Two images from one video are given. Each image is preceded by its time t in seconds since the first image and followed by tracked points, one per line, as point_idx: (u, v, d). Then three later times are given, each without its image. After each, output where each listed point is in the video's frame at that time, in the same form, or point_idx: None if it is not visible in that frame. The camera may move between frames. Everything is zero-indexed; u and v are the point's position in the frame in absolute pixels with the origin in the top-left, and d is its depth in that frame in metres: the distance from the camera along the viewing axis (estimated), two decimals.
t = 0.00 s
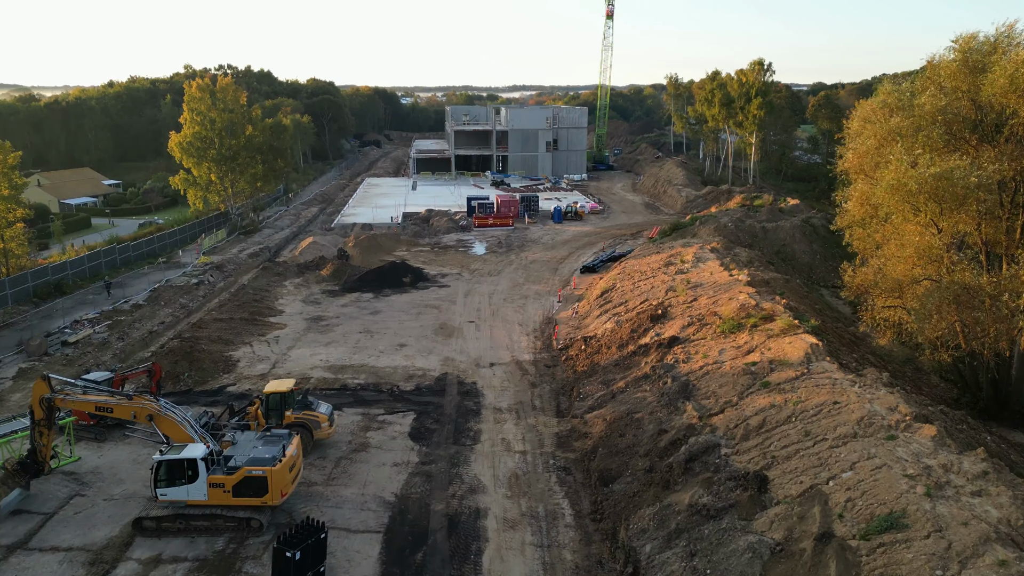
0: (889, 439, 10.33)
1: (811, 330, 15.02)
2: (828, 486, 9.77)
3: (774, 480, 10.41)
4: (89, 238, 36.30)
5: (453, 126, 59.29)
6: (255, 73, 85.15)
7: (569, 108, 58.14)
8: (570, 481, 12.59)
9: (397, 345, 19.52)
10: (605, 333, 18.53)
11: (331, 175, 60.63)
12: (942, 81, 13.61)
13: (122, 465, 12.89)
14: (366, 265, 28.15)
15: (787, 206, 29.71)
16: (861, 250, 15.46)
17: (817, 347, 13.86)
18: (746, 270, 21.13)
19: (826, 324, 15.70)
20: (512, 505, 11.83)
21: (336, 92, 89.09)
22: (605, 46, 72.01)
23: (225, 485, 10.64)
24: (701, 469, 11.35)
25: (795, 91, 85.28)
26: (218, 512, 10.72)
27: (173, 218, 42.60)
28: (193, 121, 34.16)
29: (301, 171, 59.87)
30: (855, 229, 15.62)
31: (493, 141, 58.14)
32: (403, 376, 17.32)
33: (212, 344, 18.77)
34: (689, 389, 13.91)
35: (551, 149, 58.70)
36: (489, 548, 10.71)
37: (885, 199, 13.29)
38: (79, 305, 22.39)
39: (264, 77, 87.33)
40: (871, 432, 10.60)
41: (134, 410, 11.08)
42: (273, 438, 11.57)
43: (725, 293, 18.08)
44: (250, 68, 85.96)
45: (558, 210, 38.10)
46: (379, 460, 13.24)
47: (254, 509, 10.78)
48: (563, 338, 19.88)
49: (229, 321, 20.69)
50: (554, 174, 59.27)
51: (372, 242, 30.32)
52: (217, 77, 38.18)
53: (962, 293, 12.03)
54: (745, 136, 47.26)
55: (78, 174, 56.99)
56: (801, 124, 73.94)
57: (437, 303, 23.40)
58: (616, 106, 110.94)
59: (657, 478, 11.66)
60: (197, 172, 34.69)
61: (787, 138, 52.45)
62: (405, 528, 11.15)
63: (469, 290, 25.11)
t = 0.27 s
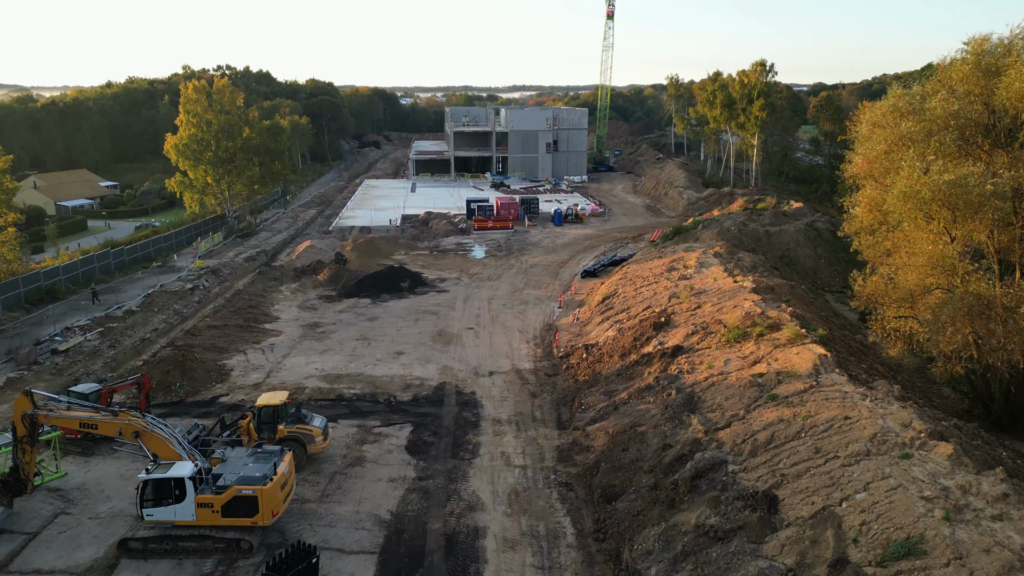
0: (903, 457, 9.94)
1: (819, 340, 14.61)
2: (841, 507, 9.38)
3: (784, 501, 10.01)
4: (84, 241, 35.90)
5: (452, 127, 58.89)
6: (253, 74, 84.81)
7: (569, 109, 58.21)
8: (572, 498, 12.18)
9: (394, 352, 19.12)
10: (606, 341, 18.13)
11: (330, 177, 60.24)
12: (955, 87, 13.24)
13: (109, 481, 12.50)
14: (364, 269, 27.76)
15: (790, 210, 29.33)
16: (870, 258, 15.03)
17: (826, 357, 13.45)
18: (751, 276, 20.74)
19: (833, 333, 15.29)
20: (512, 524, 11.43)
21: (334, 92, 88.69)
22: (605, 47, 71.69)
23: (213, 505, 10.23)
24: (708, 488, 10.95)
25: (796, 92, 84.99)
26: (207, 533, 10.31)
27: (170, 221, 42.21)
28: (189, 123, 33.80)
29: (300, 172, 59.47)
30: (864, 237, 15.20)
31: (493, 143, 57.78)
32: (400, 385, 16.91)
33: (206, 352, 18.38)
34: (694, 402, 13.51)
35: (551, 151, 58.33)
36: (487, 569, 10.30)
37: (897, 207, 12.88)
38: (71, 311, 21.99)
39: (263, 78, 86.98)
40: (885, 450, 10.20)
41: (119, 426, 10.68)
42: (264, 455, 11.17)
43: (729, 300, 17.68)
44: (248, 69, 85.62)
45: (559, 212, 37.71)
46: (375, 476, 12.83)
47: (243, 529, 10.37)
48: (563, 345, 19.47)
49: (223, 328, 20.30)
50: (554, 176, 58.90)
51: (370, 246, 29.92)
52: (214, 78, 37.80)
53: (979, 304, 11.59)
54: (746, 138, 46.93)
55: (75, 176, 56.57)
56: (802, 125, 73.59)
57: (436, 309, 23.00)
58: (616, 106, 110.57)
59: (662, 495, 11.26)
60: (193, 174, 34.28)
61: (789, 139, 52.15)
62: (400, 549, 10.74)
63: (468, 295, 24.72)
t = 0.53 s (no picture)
0: (919, 477, 9.54)
1: (827, 350, 14.21)
2: (855, 531, 8.99)
3: (795, 522, 9.62)
4: (79, 244, 35.47)
5: (451, 128, 58.47)
6: (252, 74, 84.39)
7: (569, 110, 57.85)
8: (573, 516, 11.79)
9: (392, 361, 18.73)
10: (608, 349, 17.73)
11: (328, 178, 59.85)
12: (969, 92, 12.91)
13: (96, 499, 12.10)
14: (362, 274, 27.37)
15: (794, 213, 28.93)
16: (879, 267, 14.63)
17: (835, 370, 13.05)
18: (755, 282, 20.34)
19: (841, 343, 14.88)
20: (512, 543, 11.04)
21: (334, 93, 88.27)
22: (605, 47, 71.25)
23: (201, 526, 9.83)
24: (715, 506, 10.56)
25: (797, 92, 84.65)
26: (194, 556, 9.91)
27: (166, 223, 41.82)
28: (185, 125, 33.41)
29: (298, 174, 59.06)
30: (873, 245, 14.81)
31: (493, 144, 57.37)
32: (397, 396, 16.51)
33: (199, 361, 17.99)
34: (699, 415, 13.12)
35: (551, 152, 57.93)
36: None
37: (908, 215, 12.50)
38: (63, 317, 21.57)
39: (261, 79, 86.55)
40: (900, 470, 9.81)
41: (104, 444, 10.29)
42: (254, 473, 10.78)
43: (734, 308, 17.28)
44: (247, 69, 85.21)
45: (559, 215, 37.30)
46: (370, 492, 12.43)
47: (232, 551, 9.98)
48: (564, 353, 19.07)
49: (217, 335, 19.91)
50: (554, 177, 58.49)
51: (368, 250, 29.53)
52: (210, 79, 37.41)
53: (995, 317, 11.17)
54: (748, 140, 46.51)
55: (72, 178, 56.15)
56: (804, 126, 73.21)
57: (434, 315, 22.60)
58: (616, 106, 110.12)
59: (667, 514, 10.87)
60: (189, 177, 33.89)
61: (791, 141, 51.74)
62: (396, 571, 10.34)
63: (467, 301, 24.33)
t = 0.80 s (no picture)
0: (936, 499, 9.15)
1: (836, 362, 13.82)
2: (871, 557, 8.59)
3: (807, 546, 9.23)
4: (74, 248, 35.04)
5: (451, 130, 58.07)
6: (251, 75, 84.01)
7: (569, 111, 57.51)
8: (575, 535, 11.39)
9: (389, 369, 18.33)
10: (610, 358, 17.35)
11: (327, 180, 59.44)
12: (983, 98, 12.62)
13: (82, 517, 11.69)
14: (359, 278, 26.98)
15: (797, 216, 28.56)
16: (889, 276, 14.25)
17: (845, 382, 12.65)
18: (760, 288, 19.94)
19: (850, 354, 14.48)
20: (511, 564, 10.64)
21: (333, 93, 87.89)
22: (605, 48, 70.89)
23: (187, 549, 9.42)
24: (722, 527, 10.17)
25: (798, 93, 84.40)
26: None
27: (163, 226, 41.43)
28: (182, 127, 33.05)
29: (297, 176, 58.65)
30: (882, 253, 14.43)
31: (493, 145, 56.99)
32: (394, 406, 16.12)
33: (192, 370, 17.60)
34: (705, 429, 12.74)
35: (552, 153, 57.54)
36: None
37: (921, 223, 12.14)
38: (54, 324, 21.17)
39: (260, 79, 86.17)
40: (916, 490, 9.42)
41: (87, 462, 10.02)
42: (244, 491, 10.38)
43: (739, 316, 16.90)
44: (246, 70, 84.82)
45: (559, 218, 36.92)
46: (365, 509, 12.02)
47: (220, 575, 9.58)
48: (565, 361, 18.69)
49: (211, 343, 19.51)
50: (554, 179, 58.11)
51: (366, 254, 29.15)
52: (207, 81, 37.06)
53: (1012, 330, 10.78)
54: (750, 141, 46.13)
55: (68, 179, 55.72)
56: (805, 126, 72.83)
57: (433, 321, 22.20)
58: (616, 107, 109.71)
59: (673, 534, 10.48)
60: (185, 179, 33.50)
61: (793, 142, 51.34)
62: None
63: (466, 306, 23.93)
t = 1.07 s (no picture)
0: (954, 523, 8.75)
1: (845, 374, 13.43)
2: None
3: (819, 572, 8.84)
4: (68, 251, 34.60)
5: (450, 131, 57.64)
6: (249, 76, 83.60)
7: (569, 112, 56.98)
8: (577, 555, 11.00)
9: (386, 378, 17.93)
10: (612, 367, 16.95)
11: (326, 181, 59.06)
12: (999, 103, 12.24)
13: (66, 536, 11.29)
14: (357, 283, 26.58)
15: (801, 220, 28.18)
16: (899, 284, 13.85)
17: (855, 396, 12.25)
18: (765, 295, 19.55)
19: (859, 365, 14.06)
20: None
21: (332, 94, 87.47)
22: (606, 48, 70.45)
23: None
24: (730, 550, 9.78)
25: (799, 93, 84.02)
26: None
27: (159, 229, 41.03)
28: (177, 129, 32.66)
29: (295, 177, 58.27)
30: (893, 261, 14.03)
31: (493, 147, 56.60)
32: (391, 417, 15.72)
33: (184, 379, 17.20)
34: (711, 444, 12.34)
35: (552, 155, 57.14)
36: None
37: (935, 231, 11.75)
38: (45, 331, 20.75)
39: (259, 80, 85.75)
40: (933, 513, 9.02)
41: (69, 484, 9.55)
42: (232, 513, 9.96)
43: (745, 324, 16.49)
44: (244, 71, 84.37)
45: (559, 221, 36.55)
46: (360, 528, 11.63)
47: None
48: (566, 370, 18.29)
49: (204, 351, 19.11)
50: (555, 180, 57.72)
51: (364, 258, 28.75)
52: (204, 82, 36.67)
53: None
54: (752, 143, 45.71)
55: (65, 181, 55.33)
56: (807, 127, 72.38)
57: (431, 328, 21.81)
58: (616, 107, 109.27)
59: (678, 557, 10.08)
60: (181, 182, 33.12)
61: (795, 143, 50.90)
62: None
63: (465, 312, 23.53)
